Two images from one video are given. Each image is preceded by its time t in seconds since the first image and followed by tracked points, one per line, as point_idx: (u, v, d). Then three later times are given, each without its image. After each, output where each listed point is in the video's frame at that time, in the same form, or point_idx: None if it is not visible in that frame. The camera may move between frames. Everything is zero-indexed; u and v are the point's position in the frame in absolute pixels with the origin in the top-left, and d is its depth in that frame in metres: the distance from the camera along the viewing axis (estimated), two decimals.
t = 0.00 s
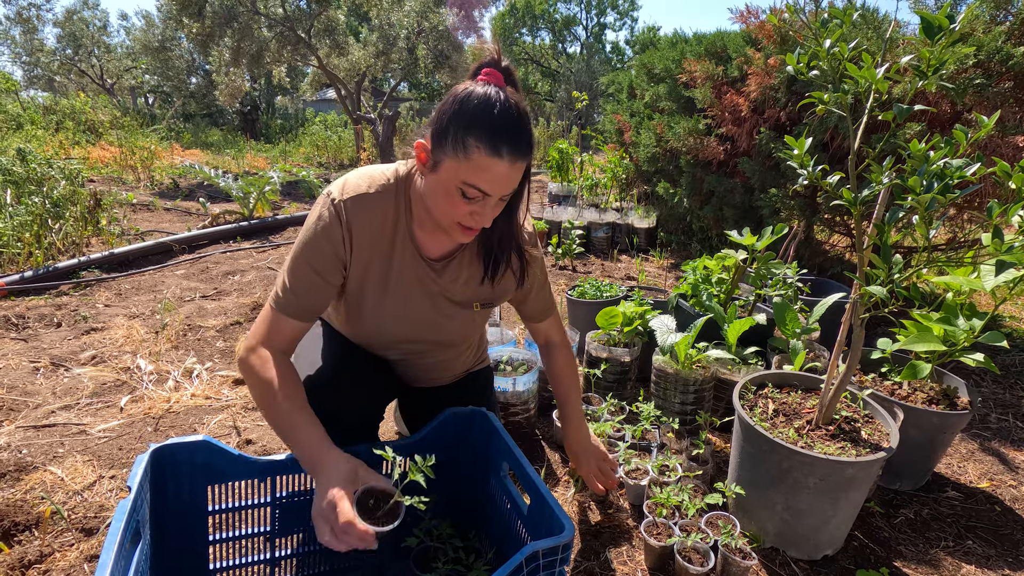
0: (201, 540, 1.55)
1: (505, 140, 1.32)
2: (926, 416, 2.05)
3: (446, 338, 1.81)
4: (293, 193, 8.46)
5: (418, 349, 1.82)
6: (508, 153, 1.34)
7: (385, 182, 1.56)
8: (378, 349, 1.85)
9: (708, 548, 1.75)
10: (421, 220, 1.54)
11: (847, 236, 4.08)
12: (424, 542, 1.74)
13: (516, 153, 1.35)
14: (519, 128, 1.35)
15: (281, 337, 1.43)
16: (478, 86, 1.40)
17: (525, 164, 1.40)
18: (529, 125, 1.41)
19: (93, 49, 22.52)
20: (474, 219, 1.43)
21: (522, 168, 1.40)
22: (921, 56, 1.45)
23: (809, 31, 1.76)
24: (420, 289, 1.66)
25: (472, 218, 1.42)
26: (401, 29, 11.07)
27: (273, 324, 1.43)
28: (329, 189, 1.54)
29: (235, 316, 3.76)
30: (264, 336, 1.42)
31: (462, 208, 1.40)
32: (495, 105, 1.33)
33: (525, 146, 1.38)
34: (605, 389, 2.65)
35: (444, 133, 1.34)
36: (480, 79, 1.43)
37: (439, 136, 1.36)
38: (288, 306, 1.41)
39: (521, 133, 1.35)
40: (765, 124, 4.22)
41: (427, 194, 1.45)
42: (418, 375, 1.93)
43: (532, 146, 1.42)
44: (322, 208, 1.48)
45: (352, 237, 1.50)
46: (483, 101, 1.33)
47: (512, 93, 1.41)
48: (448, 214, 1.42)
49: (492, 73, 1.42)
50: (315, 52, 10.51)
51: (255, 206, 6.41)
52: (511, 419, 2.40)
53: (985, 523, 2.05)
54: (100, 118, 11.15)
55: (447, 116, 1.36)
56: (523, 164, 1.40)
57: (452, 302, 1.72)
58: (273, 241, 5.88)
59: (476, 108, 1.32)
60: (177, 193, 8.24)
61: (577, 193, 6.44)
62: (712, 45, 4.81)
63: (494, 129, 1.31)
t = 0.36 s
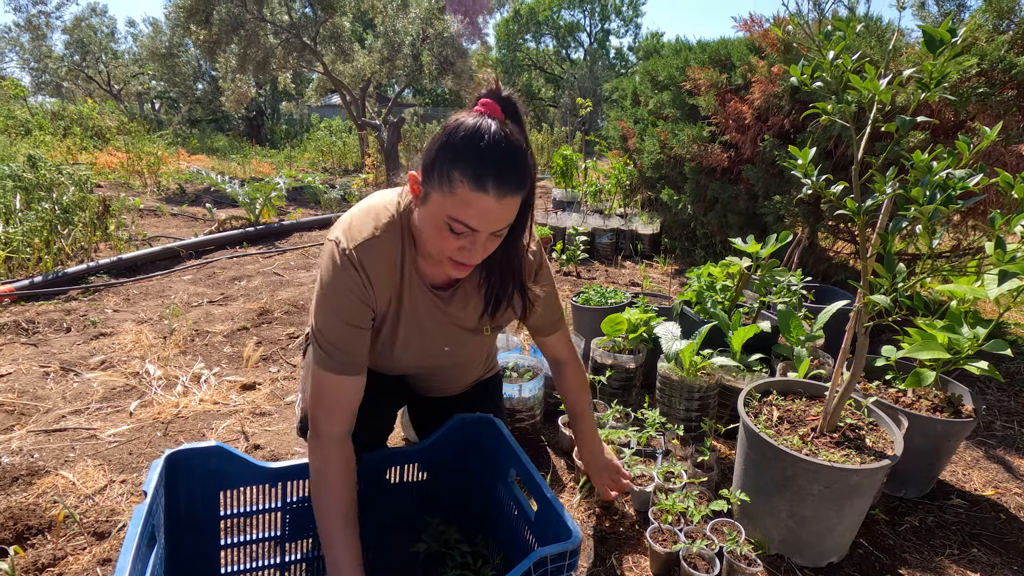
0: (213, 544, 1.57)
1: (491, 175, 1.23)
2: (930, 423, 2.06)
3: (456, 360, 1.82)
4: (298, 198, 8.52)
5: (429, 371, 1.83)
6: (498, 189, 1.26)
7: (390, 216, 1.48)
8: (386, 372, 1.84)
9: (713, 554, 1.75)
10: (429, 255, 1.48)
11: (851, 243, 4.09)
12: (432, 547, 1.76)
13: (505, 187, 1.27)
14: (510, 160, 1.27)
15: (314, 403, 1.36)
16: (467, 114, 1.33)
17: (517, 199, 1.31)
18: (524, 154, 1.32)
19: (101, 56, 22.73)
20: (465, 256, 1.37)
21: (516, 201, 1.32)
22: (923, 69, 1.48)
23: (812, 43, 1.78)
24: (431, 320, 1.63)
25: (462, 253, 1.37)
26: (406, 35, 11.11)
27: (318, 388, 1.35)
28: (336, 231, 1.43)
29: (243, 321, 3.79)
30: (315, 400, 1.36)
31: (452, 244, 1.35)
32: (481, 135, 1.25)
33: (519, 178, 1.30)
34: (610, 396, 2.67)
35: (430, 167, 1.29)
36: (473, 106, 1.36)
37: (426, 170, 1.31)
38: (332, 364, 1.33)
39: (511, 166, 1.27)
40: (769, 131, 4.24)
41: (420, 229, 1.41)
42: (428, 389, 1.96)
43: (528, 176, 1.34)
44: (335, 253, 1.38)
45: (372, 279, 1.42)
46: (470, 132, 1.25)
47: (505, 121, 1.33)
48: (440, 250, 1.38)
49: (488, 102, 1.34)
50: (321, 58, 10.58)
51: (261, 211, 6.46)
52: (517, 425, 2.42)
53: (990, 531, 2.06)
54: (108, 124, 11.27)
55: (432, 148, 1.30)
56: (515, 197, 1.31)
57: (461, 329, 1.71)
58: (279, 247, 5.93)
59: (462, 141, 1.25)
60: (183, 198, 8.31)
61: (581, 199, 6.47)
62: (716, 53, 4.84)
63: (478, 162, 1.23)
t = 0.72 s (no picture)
0: (217, 550, 1.58)
1: (478, 200, 1.24)
2: (934, 432, 2.06)
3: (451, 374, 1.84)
4: (304, 204, 8.58)
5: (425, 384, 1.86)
6: (487, 214, 1.27)
7: (384, 234, 1.48)
8: (381, 384, 1.85)
9: (715, 563, 1.74)
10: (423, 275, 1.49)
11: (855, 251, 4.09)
12: (434, 555, 1.77)
13: (495, 213, 1.28)
14: (501, 186, 1.28)
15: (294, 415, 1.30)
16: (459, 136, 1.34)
17: (506, 222, 1.32)
18: (517, 179, 1.33)
19: (111, 62, 22.97)
20: (457, 276, 1.39)
21: (507, 225, 1.34)
22: (923, 80, 1.48)
23: (813, 53, 1.79)
24: (426, 335, 1.65)
25: (451, 275, 1.39)
26: (412, 43, 11.10)
27: (284, 397, 1.29)
28: (328, 248, 1.43)
29: (248, 326, 3.82)
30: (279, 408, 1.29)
31: (442, 266, 1.37)
32: (472, 162, 1.26)
33: (511, 203, 1.31)
34: (613, 403, 2.67)
35: (420, 191, 1.31)
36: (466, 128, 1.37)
37: (416, 193, 1.33)
38: (313, 380, 1.29)
39: (502, 192, 1.28)
40: (773, 139, 4.25)
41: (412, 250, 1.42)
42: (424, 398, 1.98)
43: (520, 201, 1.35)
44: (327, 271, 1.37)
45: (363, 298, 1.41)
46: (461, 157, 1.27)
47: (496, 144, 1.34)
48: (432, 271, 1.40)
49: (480, 123, 1.35)
50: (327, 65, 10.66)
51: (267, 217, 6.51)
52: (520, 432, 2.43)
53: (995, 541, 2.04)
54: (117, 130, 11.42)
55: (423, 170, 1.32)
56: (506, 222, 1.32)
57: (457, 343, 1.73)
58: (285, 252, 5.98)
59: (451, 165, 1.26)
60: (191, 204, 8.38)
61: (585, 205, 6.48)
62: (720, 60, 4.86)
63: (467, 189, 1.25)
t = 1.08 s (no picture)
0: (222, 550, 1.59)
1: (443, 154, 1.31)
2: (942, 437, 2.04)
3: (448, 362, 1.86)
4: (311, 206, 8.62)
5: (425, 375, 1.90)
6: (451, 166, 1.32)
7: (367, 217, 1.60)
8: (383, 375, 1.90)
9: (720, 568, 1.73)
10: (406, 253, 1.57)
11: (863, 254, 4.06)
12: (438, 556, 1.79)
13: (462, 165, 1.33)
14: (463, 140, 1.34)
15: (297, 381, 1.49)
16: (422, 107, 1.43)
17: (476, 177, 1.36)
18: (481, 136, 1.39)
19: (121, 66, 23.20)
20: (440, 241, 1.41)
21: (478, 180, 1.38)
22: (931, 82, 1.47)
23: (820, 55, 1.78)
24: (417, 315, 1.71)
25: (431, 240, 1.41)
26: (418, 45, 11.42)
27: (290, 369, 1.48)
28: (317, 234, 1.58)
29: (254, 328, 3.83)
30: (288, 382, 1.49)
31: (420, 229, 1.40)
32: (434, 121, 1.34)
33: (477, 158, 1.36)
34: (618, 406, 2.66)
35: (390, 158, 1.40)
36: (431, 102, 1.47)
37: (388, 163, 1.41)
38: (304, 352, 1.46)
39: (466, 146, 1.34)
40: (779, 141, 4.23)
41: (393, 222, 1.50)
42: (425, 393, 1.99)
43: (487, 158, 1.40)
44: (314, 253, 1.52)
45: (349, 277, 1.54)
46: (422, 119, 1.35)
47: (461, 107, 1.41)
48: (412, 240, 1.43)
49: (445, 94, 1.45)
50: (334, 68, 10.72)
51: (275, 219, 6.55)
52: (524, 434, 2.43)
53: (1004, 548, 2.02)
54: (127, 133, 11.55)
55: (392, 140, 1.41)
56: (475, 176, 1.36)
57: (450, 325, 1.77)
58: (292, 254, 6.01)
59: (417, 127, 1.34)
60: (199, 205, 8.44)
61: (591, 208, 6.48)
62: (727, 63, 4.85)
63: (430, 145, 1.32)
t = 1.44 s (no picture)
0: (228, 547, 1.59)
1: (423, 113, 1.36)
2: (953, 439, 2.01)
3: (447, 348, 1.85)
4: (318, 206, 8.65)
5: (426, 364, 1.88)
6: (428, 120, 1.36)
7: (363, 206, 1.62)
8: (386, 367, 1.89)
9: (727, 569, 1.72)
10: (399, 233, 1.60)
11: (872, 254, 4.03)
12: (443, 555, 1.77)
13: (442, 120, 1.37)
14: (441, 100, 1.40)
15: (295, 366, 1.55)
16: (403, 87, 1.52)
17: (457, 134, 1.40)
18: (458, 99, 1.44)
19: (131, 66, 23.38)
20: (429, 204, 1.42)
21: (459, 137, 1.41)
22: (944, 79, 1.46)
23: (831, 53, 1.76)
24: (415, 298, 1.72)
25: (421, 204, 1.42)
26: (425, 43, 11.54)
27: (291, 359, 1.54)
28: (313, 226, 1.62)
29: (261, 326, 3.85)
30: (289, 368, 1.55)
31: (407, 191, 1.41)
32: (412, 88, 1.40)
33: (455, 116, 1.41)
34: (624, 406, 2.65)
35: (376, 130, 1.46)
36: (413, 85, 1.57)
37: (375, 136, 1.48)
38: (301, 338, 1.51)
39: (444, 106, 1.39)
40: (788, 140, 4.20)
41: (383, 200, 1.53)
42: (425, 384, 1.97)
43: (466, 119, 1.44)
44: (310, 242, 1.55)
45: (343, 263, 1.56)
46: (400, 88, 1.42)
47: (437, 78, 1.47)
48: (402, 207, 1.44)
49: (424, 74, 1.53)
50: (341, 67, 10.75)
51: (282, 218, 6.58)
52: (530, 434, 2.42)
53: (1016, 551, 1.99)
54: (136, 133, 11.65)
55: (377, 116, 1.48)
56: (455, 131, 1.40)
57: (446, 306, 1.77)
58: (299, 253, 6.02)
59: (396, 97, 1.40)
60: (207, 204, 8.49)
61: (597, 208, 6.46)
62: (735, 61, 4.82)
63: (409, 107, 1.38)
